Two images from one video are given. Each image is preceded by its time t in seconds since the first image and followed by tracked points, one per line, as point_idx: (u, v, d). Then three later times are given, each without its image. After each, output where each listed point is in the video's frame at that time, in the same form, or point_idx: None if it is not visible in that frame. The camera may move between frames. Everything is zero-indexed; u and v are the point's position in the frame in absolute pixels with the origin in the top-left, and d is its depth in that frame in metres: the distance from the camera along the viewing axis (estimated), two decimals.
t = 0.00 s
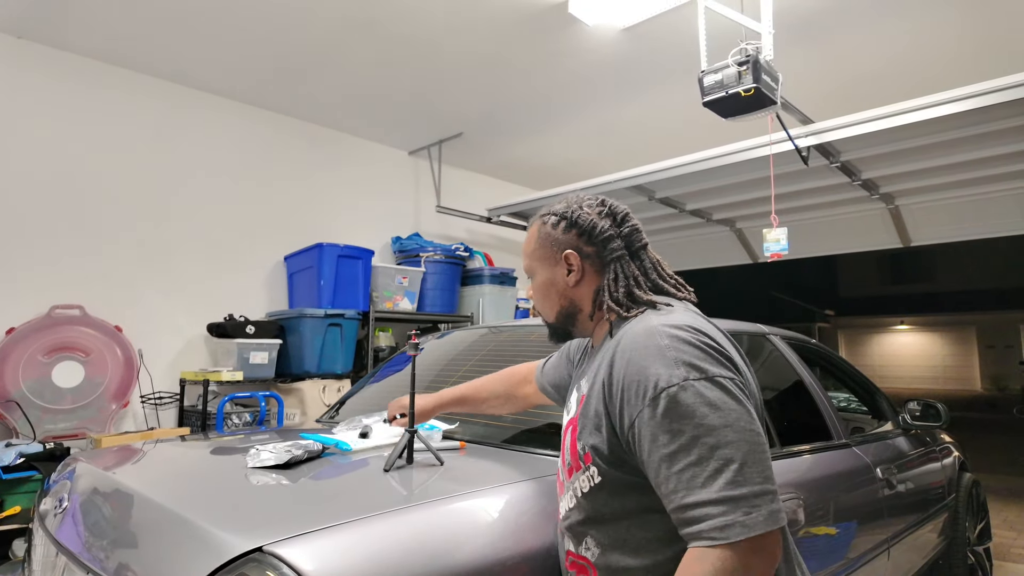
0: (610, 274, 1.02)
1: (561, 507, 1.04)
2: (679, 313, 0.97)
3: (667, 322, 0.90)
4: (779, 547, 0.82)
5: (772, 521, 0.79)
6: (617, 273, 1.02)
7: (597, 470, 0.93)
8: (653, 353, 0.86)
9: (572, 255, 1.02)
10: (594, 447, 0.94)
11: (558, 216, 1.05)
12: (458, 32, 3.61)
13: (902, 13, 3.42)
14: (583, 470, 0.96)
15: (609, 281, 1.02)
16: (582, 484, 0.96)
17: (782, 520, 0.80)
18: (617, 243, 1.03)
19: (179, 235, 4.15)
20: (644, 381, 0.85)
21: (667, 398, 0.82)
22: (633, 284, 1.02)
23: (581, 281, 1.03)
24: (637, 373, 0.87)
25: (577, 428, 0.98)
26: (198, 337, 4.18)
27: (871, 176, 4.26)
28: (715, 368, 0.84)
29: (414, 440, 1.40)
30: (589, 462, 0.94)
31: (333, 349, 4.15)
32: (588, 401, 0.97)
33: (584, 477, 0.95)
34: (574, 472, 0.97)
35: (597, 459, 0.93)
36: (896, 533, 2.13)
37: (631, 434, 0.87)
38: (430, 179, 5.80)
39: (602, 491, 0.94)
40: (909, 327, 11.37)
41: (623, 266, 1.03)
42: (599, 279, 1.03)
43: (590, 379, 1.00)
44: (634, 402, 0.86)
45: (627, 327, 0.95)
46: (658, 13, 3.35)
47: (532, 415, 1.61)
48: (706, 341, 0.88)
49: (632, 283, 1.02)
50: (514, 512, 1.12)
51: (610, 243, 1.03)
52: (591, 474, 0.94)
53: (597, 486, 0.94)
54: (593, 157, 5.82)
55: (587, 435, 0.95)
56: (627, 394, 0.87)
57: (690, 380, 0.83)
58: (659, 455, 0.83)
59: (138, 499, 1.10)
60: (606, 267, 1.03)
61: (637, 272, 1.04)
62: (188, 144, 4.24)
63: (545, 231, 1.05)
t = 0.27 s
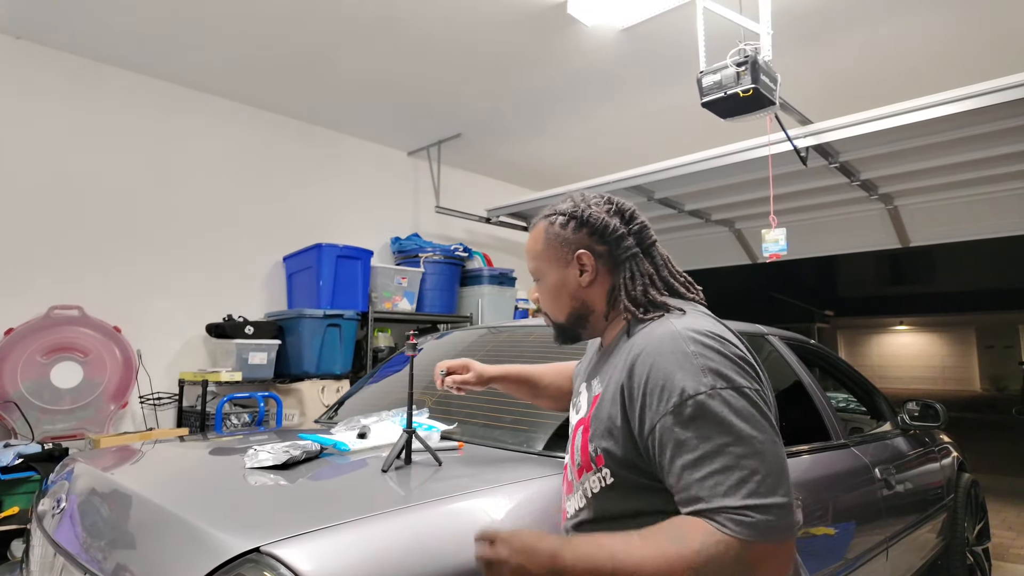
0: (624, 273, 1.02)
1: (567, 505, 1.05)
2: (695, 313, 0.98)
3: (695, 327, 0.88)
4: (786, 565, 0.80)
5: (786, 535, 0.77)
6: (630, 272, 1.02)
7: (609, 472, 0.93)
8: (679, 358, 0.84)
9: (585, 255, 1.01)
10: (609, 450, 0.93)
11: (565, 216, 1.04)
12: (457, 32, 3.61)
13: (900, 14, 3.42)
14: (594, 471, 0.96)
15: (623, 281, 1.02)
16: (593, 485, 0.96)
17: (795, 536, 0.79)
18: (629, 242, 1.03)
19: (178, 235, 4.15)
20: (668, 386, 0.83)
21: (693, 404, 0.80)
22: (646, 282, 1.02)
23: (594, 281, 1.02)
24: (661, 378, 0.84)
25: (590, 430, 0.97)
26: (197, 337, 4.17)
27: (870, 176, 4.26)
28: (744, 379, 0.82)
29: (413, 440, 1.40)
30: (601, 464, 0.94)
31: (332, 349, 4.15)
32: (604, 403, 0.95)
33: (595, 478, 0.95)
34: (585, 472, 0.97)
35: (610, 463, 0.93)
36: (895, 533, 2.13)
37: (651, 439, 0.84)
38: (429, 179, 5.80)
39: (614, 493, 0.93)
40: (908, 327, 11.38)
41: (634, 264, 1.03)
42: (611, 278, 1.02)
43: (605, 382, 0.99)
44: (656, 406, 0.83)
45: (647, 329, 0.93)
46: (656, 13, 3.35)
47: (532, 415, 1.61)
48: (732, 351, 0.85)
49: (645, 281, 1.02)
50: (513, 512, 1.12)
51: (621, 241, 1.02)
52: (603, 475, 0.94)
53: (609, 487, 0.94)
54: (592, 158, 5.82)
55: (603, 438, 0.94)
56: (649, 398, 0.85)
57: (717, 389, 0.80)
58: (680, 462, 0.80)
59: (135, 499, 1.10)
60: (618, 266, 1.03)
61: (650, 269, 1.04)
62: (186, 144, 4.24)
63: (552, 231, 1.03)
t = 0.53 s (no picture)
0: (651, 266, 1.02)
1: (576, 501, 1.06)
2: (719, 307, 1.00)
3: (704, 333, 0.88)
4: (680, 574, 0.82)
5: (683, 546, 0.79)
6: (658, 263, 1.03)
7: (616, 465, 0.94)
8: (671, 355, 0.86)
9: (615, 250, 0.99)
10: (615, 440, 0.95)
11: (585, 214, 1.03)
12: (455, 33, 3.61)
13: (898, 14, 3.43)
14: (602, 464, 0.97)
15: (652, 273, 1.02)
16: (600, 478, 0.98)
17: (694, 553, 0.80)
18: (652, 235, 1.04)
19: (176, 236, 4.15)
20: (653, 379, 0.86)
21: (661, 400, 0.83)
22: (672, 272, 1.03)
23: (623, 277, 1.01)
24: (650, 370, 0.87)
25: (601, 421, 1.00)
26: (195, 337, 4.17)
27: (869, 177, 4.27)
28: (721, 394, 0.83)
29: (411, 440, 1.40)
30: (610, 456, 0.96)
31: (331, 350, 4.15)
32: (613, 392, 0.98)
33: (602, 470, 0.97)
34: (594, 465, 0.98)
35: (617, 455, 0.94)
36: (893, 534, 2.13)
37: (626, 421, 0.88)
38: (427, 180, 5.80)
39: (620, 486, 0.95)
40: (907, 328, 11.39)
41: (658, 256, 1.04)
42: (639, 272, 1.02)
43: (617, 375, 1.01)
44: (638, 393, 0.87)
45: (667, 323, 0.95)
46: (655, 14, 3.35)
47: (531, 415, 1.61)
48: (731, 367, 0.85)
49: (671, 271, 1.03)
50: (513, 512, 1.12)
51: (644, 235, 1.03)
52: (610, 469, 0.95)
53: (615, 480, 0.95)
54: (591, 158, 5.82)
55: (611, 428, 0.97)
56: (636, 385, 0.89)
57: (690, 395, 0.82)
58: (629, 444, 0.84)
59: (133, 500, 1.10)
60: (644, 259, 1.03)
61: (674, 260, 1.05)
62: (185, 145, 4.24)
63: (576, 231, 1.01)
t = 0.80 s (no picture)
0: (655, 266, 1.03)
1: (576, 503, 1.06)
2: (723, 307, 1.01)
3: (716, 335, 0.88)
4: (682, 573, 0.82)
5: (688, 547, 0.79)
6: (662, 263, 1.03)
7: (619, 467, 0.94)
8: (682, 356, 0.86)
9: (619, 251, 0.99)
10: (619, 441, 0.95)
11: (587, 216, 1.03)
12: (454, 33, 3.61)
13: (896, 15, 3.43)
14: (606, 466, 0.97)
15: (656, 272, 1.02)
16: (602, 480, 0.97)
17: (698, 555, 0.80)
18: (655, 234, 1.04)
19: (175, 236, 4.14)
20: (664, 379, 0.86)
21: (672, 401, 0.83)
22: (676, 271, 1.03)
23: (628, 277, 1.01)
24: (661, 371, 0.87)
25: (605, 423, 1.00)
26: (193, 338, 4.17)
27: (868, 177, 4.27)
28: (732, 398, 0.82)
29: (409, 441, 1.39)
30: (613, 458, 0.96)
31: (330, 350, 4.15)
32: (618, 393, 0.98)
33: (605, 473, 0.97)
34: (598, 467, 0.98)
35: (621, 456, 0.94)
36: (892, 534, 2.13)
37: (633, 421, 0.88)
38: (426, 180, 5.80)
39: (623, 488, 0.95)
40: (905, 328, 11.40)
41: (661, 255, 1.04)
42: (643, 273, 1.02)
43: (622, 376, 1.01)
44: (648, 394, 0.87)
45: (673, 325, 0.95)
46: (654, 14, 3.35)
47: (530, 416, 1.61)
48: (742, 371, 0.85)
49: (675, 270, 1.03)
50: (511, 513, 1.12)
51: (647, 234, 1.03)
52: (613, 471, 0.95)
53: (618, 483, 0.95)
54: (589, 159, 5.83)
55: (614, 429, 0.97)
56: (647, 385, 0.89)
57: (701, 397, 0.82)
58: (636, 443, 0.84)
59: (131, 501, 1.10)
60: (647, 260, 1.03)
61: (677, 257, 1.06)
62: (183, 145, 4.24)
63: (578, 233, 1.01)
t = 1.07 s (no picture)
0: (651, 266, 1.03)
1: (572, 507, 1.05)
2: (716, 308, 1.02)
3: (713, 339, 0.88)
4: None
5: (703, 554, 0.79)
6: (658, 262, 1.03)
7: (615, 472, 0.94)
8: (682, 361, 0.86)
9: (615, 250, 0.99)
10: (617, 447, 0.95)
11: (584, 215, 1.03)
12: (453, 34, 3.61)
13: (894, 16, 3.44)
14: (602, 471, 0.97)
15: (652, 272, 1.03)
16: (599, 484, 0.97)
17: (714, 561, 0.80)
18: (649, 234, 1.05)
19: (173, 236, 4.14)
20: (665, 386, 0.85)
21: (676, 409, 0.83)
22: (671, 271, 1.04)
23: (624, 277, 1.01)
24: (661, 377, 0.87)
25: (601, 429, 1.00)
26: (191, 338, 4.16)
27: (865, 178, 4.28)
28: (735, 401, 0.83)
29: (407, 442, 1.39)
30: (610, 463, 0.95)
31: (328, 351, 4.14)
32: (615, 399, 0.98)
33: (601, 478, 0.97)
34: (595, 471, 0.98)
35: (619, 462, 0.94)
36: (889, 535, 2.13)
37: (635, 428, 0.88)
38: (424, 181, 5.80)
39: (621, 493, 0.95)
40: (902, 328, 11.43)
41: (657, 256, 1.04)
42: (638, 272, 1.02)
43: (619, 380, 1.01)
44: (649, 401, 0.87)
45: (671, 327, 0.95)
46: (652, 15, 3.35)
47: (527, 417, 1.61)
48: (741, 373, 0.85)
49: (670, 270, 1.04)
50: (509, 515, 1.12)
51: (642, 235, 1.04)
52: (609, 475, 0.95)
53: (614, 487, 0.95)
54: (588, 159, 5.83)
55: (612, 436, 0.96)
56: (647, 393, 0.88)
57: (704, 403, 0.82)
58: (641, 452, 0.84)
59: (128, 502, 1.10)
60: (643, 260, 1.03)
61: (672, 258, 1.07)
62: (181, 145, 4.23)
63: (575, 232, 1.01)
